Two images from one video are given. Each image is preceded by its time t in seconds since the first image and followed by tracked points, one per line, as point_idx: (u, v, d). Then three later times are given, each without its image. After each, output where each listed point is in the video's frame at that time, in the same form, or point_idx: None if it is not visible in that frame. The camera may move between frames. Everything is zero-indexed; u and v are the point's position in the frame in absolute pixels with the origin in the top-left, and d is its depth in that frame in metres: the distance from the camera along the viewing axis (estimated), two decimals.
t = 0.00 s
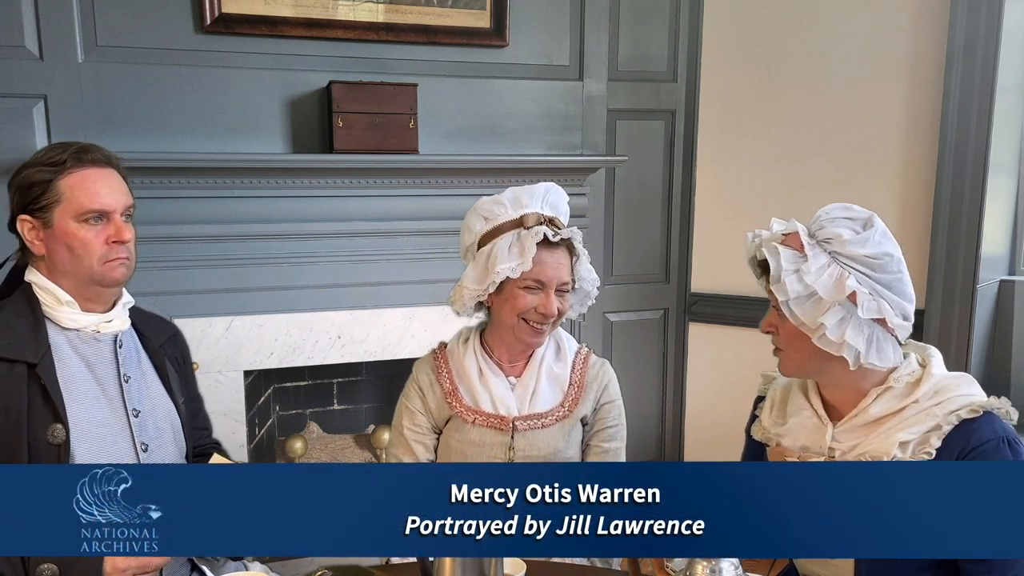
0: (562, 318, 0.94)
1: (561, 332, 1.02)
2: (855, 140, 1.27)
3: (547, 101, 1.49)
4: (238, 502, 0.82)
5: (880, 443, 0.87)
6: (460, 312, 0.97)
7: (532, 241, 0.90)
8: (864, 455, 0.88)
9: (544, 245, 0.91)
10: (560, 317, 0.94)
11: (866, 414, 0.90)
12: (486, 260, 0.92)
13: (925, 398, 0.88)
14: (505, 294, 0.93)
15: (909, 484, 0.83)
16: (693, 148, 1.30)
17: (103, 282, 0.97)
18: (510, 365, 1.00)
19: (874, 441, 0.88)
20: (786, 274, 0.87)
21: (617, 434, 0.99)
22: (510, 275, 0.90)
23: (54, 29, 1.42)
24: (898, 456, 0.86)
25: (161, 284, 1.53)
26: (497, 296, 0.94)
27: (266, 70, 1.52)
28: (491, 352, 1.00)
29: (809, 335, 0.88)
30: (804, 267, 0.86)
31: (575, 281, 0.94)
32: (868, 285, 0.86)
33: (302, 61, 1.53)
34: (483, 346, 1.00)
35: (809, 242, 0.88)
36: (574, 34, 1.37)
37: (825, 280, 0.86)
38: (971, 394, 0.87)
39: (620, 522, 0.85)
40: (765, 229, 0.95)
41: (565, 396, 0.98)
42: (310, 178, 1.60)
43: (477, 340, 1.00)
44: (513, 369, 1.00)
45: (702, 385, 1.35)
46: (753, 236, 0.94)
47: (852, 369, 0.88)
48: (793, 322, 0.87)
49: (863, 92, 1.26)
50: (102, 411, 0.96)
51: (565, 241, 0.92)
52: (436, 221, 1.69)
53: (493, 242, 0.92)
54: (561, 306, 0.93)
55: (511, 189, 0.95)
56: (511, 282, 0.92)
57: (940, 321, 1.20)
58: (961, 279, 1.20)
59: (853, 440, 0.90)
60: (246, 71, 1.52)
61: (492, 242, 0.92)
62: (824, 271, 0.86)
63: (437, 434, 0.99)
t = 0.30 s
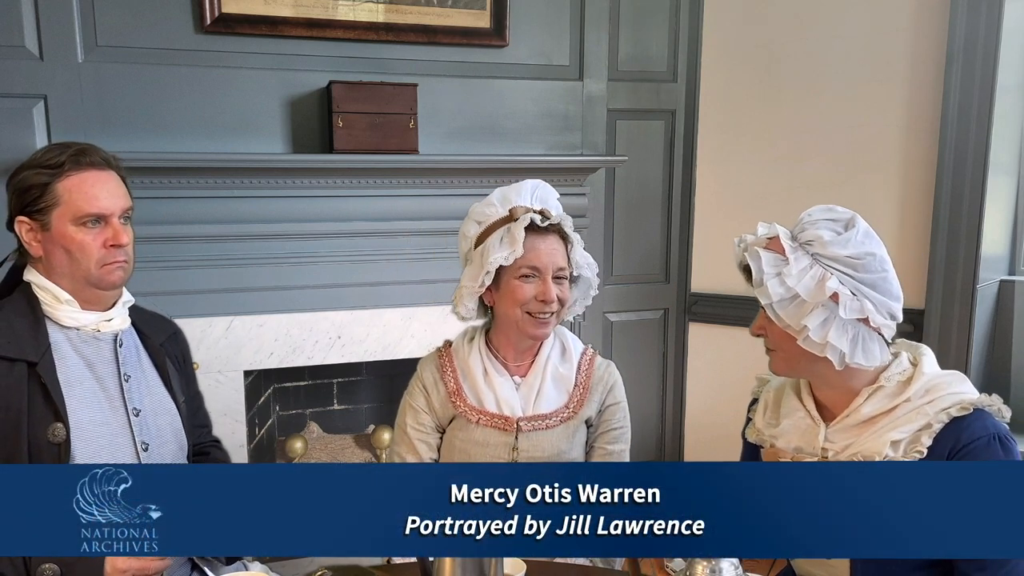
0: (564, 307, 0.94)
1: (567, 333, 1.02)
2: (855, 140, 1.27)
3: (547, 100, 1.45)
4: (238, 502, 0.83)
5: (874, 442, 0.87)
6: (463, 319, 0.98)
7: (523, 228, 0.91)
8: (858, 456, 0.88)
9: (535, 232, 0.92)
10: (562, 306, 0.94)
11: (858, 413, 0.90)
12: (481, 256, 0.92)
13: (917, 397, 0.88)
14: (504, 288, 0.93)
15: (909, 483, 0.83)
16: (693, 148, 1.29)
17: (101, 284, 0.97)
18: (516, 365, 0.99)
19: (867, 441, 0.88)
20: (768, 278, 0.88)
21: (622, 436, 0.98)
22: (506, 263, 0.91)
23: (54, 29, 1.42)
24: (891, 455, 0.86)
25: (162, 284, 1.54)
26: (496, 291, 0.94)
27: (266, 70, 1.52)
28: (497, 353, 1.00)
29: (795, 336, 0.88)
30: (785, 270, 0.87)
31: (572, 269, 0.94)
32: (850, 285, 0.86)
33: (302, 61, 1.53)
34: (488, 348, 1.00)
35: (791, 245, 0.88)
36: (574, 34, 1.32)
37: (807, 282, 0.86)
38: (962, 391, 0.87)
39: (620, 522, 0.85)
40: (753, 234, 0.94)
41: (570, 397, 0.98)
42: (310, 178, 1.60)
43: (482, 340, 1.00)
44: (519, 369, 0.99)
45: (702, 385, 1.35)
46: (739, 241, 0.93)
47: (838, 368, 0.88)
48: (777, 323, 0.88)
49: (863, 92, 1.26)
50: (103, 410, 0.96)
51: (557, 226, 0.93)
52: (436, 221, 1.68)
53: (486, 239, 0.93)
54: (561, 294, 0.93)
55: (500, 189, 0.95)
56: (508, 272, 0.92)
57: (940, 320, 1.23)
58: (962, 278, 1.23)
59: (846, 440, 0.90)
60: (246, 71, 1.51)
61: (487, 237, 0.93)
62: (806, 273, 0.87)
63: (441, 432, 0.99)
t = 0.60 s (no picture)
0: (561, 320, 0.94)
1: (567, 333, 1.02)
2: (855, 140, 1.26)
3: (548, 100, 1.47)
4: (238, 502, 0.82)
5: (875, 440, 0.88)
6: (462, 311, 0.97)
7: (526, 244, 0.90)
8: (859, 452, 0.88)
9: (538, 246, 0.91)
10: (559, 319, 0.94)
11: (860, 412, 0.90)
12: (483, 261, 0.92)
13: (919, 396, 0.88)
14: (503, 298, 0.93)
15: (910, 483, 0.82)
16: (693, 148, 1.30)
17: (98, 286, 0.97)
18: (515, 364, 0.99)
19: (869, 438, 0.88)
20: (779, 272, 0.87)
21: (622, 434, 0.99)
22: (505, 277, 0.91)
23: (54, 29, 1.42)
24: (892, 453, 0.86)
25: (162, 284, 1.54)
26: (495, 298, 0.94)
27: (266, 70, 1.52)
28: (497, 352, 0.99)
29: (801, 330, 0.88)
30: (797, 264, 0.86)
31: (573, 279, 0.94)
32: (860, 282, 0.86)
33: (302, 61, 1.53)
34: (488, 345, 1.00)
35: (803, 240, 0.88)
36: (574, 34, 1.32)
37: (818, 277, 0.86)
38: (965, 391, 0.87)
39: (620, 522, 0.85)
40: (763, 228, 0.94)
41: (570, 396, 0.98)
42: (310, 178, 1.59)
43: (483, 339, 1.00)
44: (519, 369, 0.99)
45: (702, 385, 1.34)
46: (750, 235, 0.93)
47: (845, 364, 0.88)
48: (785, 317, 0.87)
49: (863, 93, 1.25)
50: (103, 411, 0.96)
51: (562, 240, 0.92)
52: (435, 221, 1.69)
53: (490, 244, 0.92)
54: (559, 309, 0.93)
55: (508, 189, 0.94)
56: (508, 284, 0.92)
57: (940, 320, 1.25)
58: (962, 278, 1.24)
59: (848, 438, 0.90)
60: (246, 71, 1.51)
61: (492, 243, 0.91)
62: (817, 268, 0.86)
63: (441, 431, 0.99)
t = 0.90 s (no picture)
0: (559, 314, 0.94)
1: (566, 333, 1.02)
2: (855, 140, 1.27)
3: (548, 101, 1.46)
4: (238, 502, 0.82)
5: (869, 435, 0.87)
6: (462, 316, 0.97)
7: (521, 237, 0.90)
8: (853, 448, 0.88)
9: (534, 240, 0.91)
10: (557, 313, 0.94)
11: (856, 408, 0.90)
12: (479, 259, 0.92)
13: (914, 392, 0.88)
14: (501, 293, 0.93)
15: (910, 483, 0.82)
16: (693, 148, 1.29)
17: (95, 287, 0.97)
18: (515, 365, 0.99)
19: (863, 433, 0.88)
20: (780, 267, 0.87)
21: (622, 436, 0.98)
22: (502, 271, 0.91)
23: (54, 29, 1.42)
24: (885, 448, 0.86)
25: (162, 284, 1.54)
26: (494, 296, 0.94)
27: (266, 70, 1.52)
28: (498, 354, 1.00)
29: (799, 326, 0.88)
30: (797, 260, 0.87)
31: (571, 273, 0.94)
32: (858, 281, 0.86)
33: (302, 61, 1.53)
34: (488, 346, 1.00)
35: (805, 237, 0.88)
36: (574, 34, 1.32)
37: (817, 274, 0.86)
38: (960, 388, 0.88)
39: (619, 522, 0.85)
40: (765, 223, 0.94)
41: (570, 397, 0.98)
42: (310, 178, 1.59)
43: (483, 339, 1.00)
44: (518, 369, 0.99)
45: (702, 385, 1.35)
46: (753, 229, 0.93)
47: (839, 361, 0.88)
48: (783, 312, 0.88)
49: (863, 93, 1.26)
50: (102, 412, 0.96)
51: (558, 233, 0.92)
52: (435, 221, 1.69)
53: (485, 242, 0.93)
54: (557, 302, 0.93)
55: (504, 190, 0.95)
56: (504, 279, 0.92)
57: (940, 320, 1.29)
58: (962, 279, 1.30)
59: (842, 434, 0.90)
60: (246, 71, 1.51)
61: (485, 244, 0.92)
62: (817, 265, 0.87)
63: (441, 432, 0.99)
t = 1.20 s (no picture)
0: (548, 293, 0.94)
1: (568, 334, 1.02)
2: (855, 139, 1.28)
3: (547, 101, 1.66)
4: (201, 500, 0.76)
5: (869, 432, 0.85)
6: (461, 319, 0.99)
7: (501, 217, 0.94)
8: (855, 446, 0.86)
9: (515, 221, 0.94)
10: (547, 292, 0.94)
11: (856, 406, 0.87)
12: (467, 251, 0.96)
13: (913, 389, 0.86)
14: (491, 279, 0.95)
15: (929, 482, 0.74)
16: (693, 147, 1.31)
17: (83, 295, 0.93)
18: (515, 366, 0.99)
19: (864, 431, 0.86)
20: (766, 274, 0.88)
21: (623, 439, 0.99)
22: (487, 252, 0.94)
23: (53, 29, 1.40)
24: (886, 445, 0.84)
25: (163, 285, 1.52)
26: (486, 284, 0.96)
27: (266, 70, 1.52)
28: (497, 354, 0.99)
29: (791, 332, 0.87)
30: (782, 267, 0.87)
31: (559, 254, 0.96)
32: (845, 283, 0.86)
33: (301, 61, 1.54)
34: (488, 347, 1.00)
35: (787, 244, 0.89)
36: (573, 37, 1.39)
37: (803, 279, 0.86)
38: (959, 385, 0.85)
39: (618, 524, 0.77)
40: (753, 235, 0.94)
41: (572, 400, 0.97)
42: (308, 178, 1.56)
43: (482, 340, 1.00)
44: (519, 371, 0.99)
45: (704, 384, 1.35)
46: (738, 241, 0.94)
47: (833, 362, 0.86)
48: (775, 319, 0.88)
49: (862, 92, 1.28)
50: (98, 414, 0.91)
51: (539, 215, 0.95)
52: (434, 220, 1.68)
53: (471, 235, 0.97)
54: (546, 279, 0.94)
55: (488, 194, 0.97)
56: (492, 262, 0.95)
57: (940, 320, 1.43)
58: (961, 280, 1.41)
59: (843, 432, 0.88)
60: (247, 72, 1.51)
61: (472, 238, 0.96)
62: (802, 271, 0.87)
63: (442, 435, 0.99)
